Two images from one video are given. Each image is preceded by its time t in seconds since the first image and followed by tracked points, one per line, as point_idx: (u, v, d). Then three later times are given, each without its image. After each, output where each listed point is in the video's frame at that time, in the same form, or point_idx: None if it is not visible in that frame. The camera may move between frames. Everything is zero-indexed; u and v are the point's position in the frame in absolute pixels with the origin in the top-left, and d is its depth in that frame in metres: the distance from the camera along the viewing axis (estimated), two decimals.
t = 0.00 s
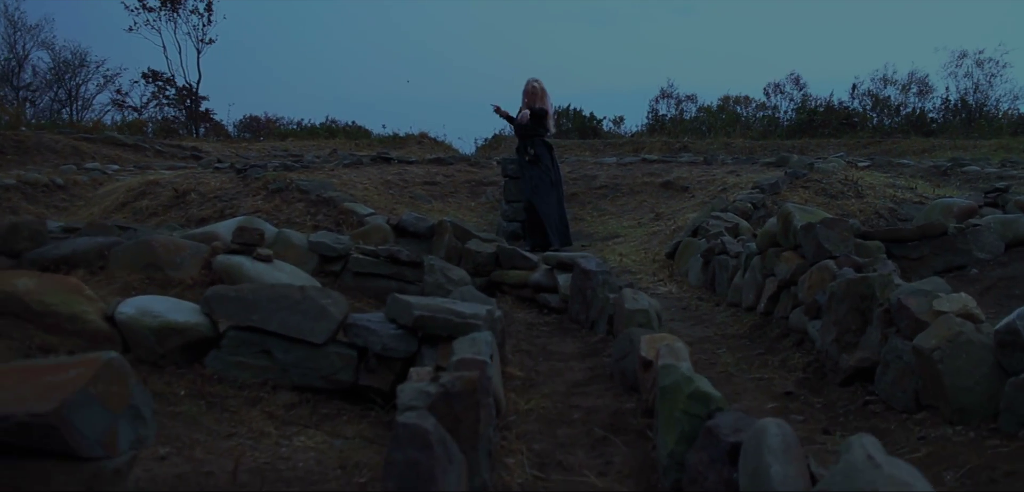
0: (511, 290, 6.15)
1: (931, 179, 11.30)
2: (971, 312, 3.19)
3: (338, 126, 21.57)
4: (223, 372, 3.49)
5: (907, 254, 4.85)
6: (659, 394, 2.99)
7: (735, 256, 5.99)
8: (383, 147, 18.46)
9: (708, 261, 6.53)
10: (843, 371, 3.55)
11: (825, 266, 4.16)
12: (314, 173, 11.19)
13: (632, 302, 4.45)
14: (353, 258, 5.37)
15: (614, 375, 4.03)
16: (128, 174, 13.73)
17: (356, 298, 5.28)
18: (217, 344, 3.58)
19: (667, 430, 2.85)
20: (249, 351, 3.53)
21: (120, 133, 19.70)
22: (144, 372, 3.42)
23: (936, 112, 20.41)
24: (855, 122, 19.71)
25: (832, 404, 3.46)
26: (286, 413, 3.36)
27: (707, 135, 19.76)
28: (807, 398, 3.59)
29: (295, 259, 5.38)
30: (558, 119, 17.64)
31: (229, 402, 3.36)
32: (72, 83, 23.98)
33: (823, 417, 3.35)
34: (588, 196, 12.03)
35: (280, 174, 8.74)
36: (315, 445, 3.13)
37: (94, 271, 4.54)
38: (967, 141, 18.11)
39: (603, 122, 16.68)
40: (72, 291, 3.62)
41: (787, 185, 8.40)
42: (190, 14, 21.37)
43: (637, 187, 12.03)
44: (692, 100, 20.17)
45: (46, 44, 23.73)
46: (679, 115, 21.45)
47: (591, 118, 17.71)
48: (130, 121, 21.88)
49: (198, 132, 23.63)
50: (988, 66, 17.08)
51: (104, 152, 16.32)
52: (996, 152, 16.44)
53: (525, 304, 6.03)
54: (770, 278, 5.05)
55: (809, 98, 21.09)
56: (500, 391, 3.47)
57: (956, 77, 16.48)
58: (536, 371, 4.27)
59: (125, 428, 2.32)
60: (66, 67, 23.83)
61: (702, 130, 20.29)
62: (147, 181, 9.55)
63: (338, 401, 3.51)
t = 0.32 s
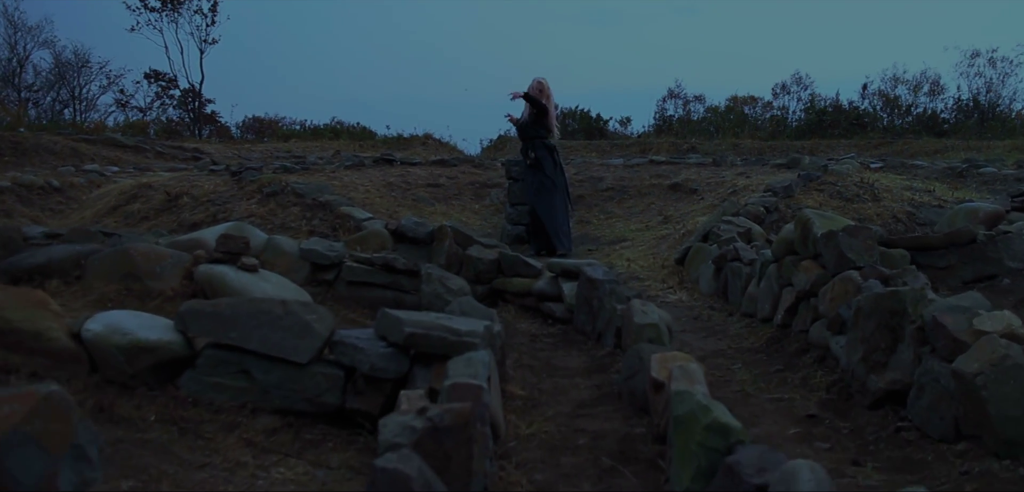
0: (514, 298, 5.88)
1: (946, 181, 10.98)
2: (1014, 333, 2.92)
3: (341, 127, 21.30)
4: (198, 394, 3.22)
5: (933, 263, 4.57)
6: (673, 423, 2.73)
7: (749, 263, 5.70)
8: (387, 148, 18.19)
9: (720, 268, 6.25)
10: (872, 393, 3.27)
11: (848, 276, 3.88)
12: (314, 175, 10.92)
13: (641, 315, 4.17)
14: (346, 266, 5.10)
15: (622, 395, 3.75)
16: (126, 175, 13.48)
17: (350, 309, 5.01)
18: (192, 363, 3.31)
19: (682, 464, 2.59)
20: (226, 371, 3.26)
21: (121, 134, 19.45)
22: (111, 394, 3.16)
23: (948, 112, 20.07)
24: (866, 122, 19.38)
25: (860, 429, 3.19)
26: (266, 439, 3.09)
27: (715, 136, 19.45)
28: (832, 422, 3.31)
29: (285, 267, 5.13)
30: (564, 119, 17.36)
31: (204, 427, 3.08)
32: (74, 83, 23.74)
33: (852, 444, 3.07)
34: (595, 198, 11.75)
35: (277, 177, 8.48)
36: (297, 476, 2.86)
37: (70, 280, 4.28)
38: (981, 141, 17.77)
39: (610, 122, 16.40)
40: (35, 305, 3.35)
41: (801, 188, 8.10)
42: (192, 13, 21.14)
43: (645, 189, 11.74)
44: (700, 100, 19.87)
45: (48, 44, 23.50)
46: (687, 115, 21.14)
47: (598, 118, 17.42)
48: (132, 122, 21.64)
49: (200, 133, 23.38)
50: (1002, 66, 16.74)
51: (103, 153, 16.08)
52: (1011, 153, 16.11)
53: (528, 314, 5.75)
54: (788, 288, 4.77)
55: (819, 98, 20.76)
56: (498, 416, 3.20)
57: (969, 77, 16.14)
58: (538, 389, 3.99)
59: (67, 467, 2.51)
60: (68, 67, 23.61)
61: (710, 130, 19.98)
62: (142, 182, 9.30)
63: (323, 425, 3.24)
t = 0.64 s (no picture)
0: (515, 308, 5.61)
1: (960, 183, 10.69)
2: None
3: (343, 128, 21.04)
4: (168, 421, 2.95)
5: (961, 274, 4.28)
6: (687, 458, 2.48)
7: (762, 271, 5.42)
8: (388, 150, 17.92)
9: (731, 276, 5.97)
10: (902, 420, 3.00)
11: (873, 290, 3.61)
12: (312, 177, 10.65)
13: (650, 330, 3.90)
14: (337, 275, 4.83)
15: (630, 418, 3.48)
16: (122, 177, 13.21)
17: (341, 320, 4.74)
18: (163, 387, 3.04)
19: None
20: (199, 395, 2.99)
21: (120, 135, 19.20)
22: (73, 420, 2.89)
23: (958, 113, 19.78)
24: (874, 123, 19.08)
25: (891, 460, 2.92)
26: (241, 470, 2.82)
27: (721, 136, 19.16)
28: (859, 450, 3.03)
29: (273, 275, 4.86)
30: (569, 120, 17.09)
31: (172, 458, 2.79)
32: (75, 83, 23.50)
33: (882, 478, 2.80)
34: (600, 201, 11.47)
35: (272, 179, 8.21)
36: None
37: (41, 292, 4.01)
38: (991, 143, 17.47)
39: (614, 123, 16.12)
40: None
41: (813, 191, 7.82)
42: (193, 13, 20.89)
43: (651, 192, 11.47)
44: (706, 100, 19.58)
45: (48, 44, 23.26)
46: (693, 116, 20.85)
47: (603, 119, 17.14)
48: (132, 123, 21.38)
49: (201, 134, 23.13)
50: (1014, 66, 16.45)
51: (101, 154, 15.82)
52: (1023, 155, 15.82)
53: (529, 324, 5.48)
54: (804, 299, 4.49)
55: (826, 99, 20.46)
56: (495, 444, 2.92)
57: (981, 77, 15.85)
58: (540, 410, 3.72)
59: None
60: (68, 67, 23.36)
61: (717, 131, 19.69)
62: (135, 185, 9.03)
63: (305, 454, 2.97)
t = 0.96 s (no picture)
0: (511, 319, 5.34)
1: (968, 186, 10.42)
2: None
3: (338, 129, 20.75)
4: (126, 455, 2.67)
5: (986, 286, 4.01)
6: None
7: (770, 281, 5.15)
8: (384, 151, 17.65)
9: (737, 285, 5.69)
10: (933, 453, 2.74)
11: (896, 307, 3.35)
12: (304, 180, 10.37)
13: (655, 348, 3.64)
14: (322, 288, 4.57)
15: (634, 446, 3.21)
16: (111, 179, 12.92)
17: (326, 335, 4.47)
18: (120, 417, 2.77)
19: None
20: (161, 425, 2.72)
21: (112, 137, 18.91)
22: (20, 455, 2.61)
23: (960, 114, 19.51)
24: (876, 124, 18.82)
25: None
26: None
27: (721, 138, 18.89)
28: (885, 485, 2.77)
29: (253, 287, 4.61)
30: (567, 121, 16.81)
31: None
32: (68, 84, 23.19)
33: None
34: (599, 204, 11.20)
35: (260, 183, 7.92)
36: None
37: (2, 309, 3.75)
38: (995, 144, 17.21)
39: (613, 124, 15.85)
40: None
41: (821, 195, 7.56)
42: (187, 12, 20.60)
43: (651, 194, 11.20)
44: (706, 101, 19.32)
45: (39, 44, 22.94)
46: (693, 117, 20.58)
47: (602, 119, 16.87)
48: (124, 125, 21.08)
49: (194, 135, 22.83)
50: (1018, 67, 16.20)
51: (91, 156, 15.53)
52: None
53: (526, 337, 5.21)
54: (819, 313, 4.23)
55: (827, 99, 20.19)
56: (487, 480, 2.65)
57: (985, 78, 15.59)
58: (536, 435, 3.45)
59: None
60: (60, 68, 23.05)
61: (717, 132, 19.43)
62: (119, 189, 8.74)
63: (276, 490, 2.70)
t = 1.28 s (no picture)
0: (503, 331, 5.06)
1: (972, 189, 10.17)
2: None
3: (331, 130, 20.47)
4: None
5: (1012, 300, 3.74)
6: None
7: (777, 291, 4.87)
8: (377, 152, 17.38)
9: (740, 295, 5.42)
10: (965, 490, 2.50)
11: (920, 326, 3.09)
12: (292, 183, 10.11)
13: (659, 368, 3.37)
14: (302, 300, 4.30)
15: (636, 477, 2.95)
16: (96, 181, 12.64)
17: (306, 352, 4.20)
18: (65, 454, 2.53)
19: None
20: (110, 462, 2.46)
21: (101, 138, 18.62)
22: None
23: (961, 114, 19.27)
24: (875, 125, 18.57)
25: None
26: None
27: (718, 138, 18.63)
28: None
29: (228, 300, 4.33)
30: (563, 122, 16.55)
31: None
32: (58, 83, 22.89)
33: None
34: (595, 207, 10.94)
35: (244, 186, 7.65)
36: None
37: None
38: (997, 145, 16.96)
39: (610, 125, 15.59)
40: None
41: (826, 199, 7.30)
42: (178, 11, 20.31)
43: (649, 197, 10.93)
44: (703, 101, 19.07)
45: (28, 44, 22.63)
46: (690, 117, 20.32)
47: (598, 120, 16.61)
48: (114, 126, 20.79)
49: (186, 136, 22.53)
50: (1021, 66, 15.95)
51: (78, 158, 15.24)
52: None
53: (519, 350, 4.94)
54: (831, 328, 3.96)
55: (826, 100, 19.94)
56: None
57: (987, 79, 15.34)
58: (529, 464, 3.19)
59: None
60: (49, 68, 22.75)
61: (714, 133, 19.17)
62: (100, 192, 8.46)
63: None
